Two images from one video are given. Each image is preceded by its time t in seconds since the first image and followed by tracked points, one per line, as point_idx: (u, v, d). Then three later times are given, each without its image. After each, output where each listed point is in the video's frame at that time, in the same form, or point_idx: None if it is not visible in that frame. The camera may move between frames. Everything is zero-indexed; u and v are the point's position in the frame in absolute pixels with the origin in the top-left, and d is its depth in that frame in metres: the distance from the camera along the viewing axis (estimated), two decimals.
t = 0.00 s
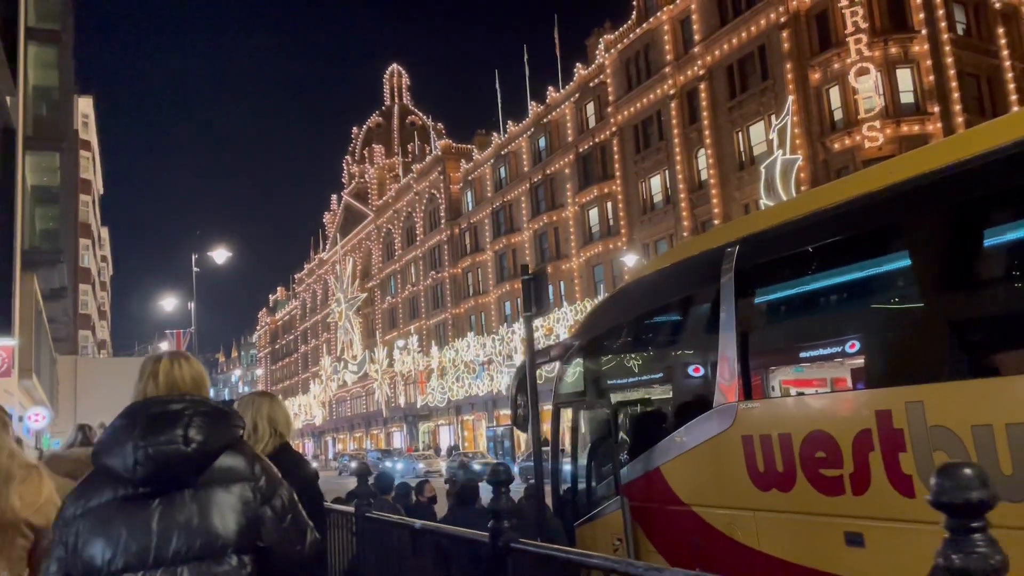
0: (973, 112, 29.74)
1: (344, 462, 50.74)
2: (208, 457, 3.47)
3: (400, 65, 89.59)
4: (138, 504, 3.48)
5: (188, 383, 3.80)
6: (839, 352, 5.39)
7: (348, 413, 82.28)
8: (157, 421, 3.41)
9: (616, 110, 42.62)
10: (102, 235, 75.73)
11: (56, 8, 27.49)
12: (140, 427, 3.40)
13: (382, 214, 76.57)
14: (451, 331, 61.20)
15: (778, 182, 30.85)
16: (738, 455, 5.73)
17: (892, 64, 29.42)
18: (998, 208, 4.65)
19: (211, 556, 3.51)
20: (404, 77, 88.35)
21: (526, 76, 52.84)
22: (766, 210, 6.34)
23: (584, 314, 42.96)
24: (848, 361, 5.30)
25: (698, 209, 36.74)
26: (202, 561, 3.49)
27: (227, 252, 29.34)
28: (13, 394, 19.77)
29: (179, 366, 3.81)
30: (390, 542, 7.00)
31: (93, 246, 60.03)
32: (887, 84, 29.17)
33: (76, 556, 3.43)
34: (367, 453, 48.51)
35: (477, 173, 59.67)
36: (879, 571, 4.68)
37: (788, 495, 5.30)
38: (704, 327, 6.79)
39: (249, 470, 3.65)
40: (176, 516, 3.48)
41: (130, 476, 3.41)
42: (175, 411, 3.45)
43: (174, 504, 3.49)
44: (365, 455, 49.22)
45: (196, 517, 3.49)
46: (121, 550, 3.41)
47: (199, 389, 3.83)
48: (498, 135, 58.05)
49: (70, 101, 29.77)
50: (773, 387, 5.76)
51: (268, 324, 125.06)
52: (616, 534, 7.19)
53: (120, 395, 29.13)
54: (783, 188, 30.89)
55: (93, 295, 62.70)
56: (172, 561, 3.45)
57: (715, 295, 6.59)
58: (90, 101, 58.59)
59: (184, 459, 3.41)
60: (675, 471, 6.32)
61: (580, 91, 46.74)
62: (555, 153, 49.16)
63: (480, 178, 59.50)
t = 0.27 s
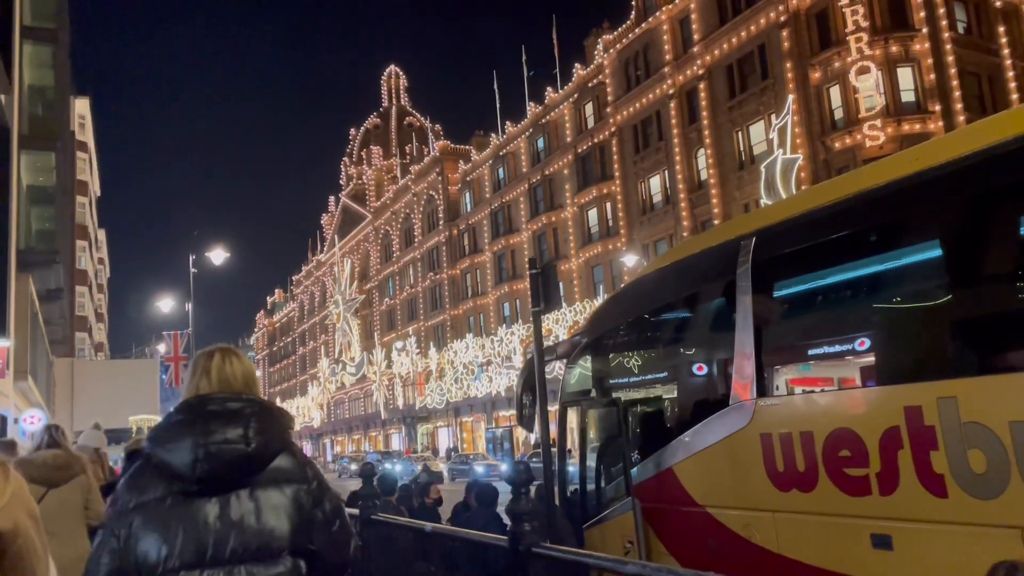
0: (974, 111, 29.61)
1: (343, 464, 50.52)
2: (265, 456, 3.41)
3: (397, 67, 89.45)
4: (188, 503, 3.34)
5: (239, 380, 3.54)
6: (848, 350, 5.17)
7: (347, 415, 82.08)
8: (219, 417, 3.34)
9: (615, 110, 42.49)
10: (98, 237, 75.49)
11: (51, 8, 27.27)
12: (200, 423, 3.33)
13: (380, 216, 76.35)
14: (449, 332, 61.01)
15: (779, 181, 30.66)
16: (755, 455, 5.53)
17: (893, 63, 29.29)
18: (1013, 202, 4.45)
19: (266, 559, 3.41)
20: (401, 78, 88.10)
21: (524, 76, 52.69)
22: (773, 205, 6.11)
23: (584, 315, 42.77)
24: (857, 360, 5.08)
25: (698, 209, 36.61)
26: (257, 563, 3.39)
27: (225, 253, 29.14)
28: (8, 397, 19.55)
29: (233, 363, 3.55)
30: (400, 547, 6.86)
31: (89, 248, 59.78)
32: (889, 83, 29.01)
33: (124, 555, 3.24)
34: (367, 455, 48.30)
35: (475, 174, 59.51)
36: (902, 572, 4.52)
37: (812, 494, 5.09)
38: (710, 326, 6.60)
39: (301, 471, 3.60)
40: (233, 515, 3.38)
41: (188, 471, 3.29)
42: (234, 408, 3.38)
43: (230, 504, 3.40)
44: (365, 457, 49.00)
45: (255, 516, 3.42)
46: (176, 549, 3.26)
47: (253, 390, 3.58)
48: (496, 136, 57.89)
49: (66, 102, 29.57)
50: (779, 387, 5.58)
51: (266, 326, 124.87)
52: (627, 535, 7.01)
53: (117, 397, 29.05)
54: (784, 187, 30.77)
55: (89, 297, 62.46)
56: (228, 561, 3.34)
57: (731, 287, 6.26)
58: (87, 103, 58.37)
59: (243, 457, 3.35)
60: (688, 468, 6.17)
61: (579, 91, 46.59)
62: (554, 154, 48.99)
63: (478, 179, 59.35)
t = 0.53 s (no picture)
0: (976, 110, 29.46)
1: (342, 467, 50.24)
2: (300, 462, 3.40)
3: (395, 68, 89.28)
4: (228, 505, 3.30)
5: (267, 385, 3.60)
6: (859, 351, 5.04)
7: (345, 418, 81.79)
8: (250, 422, 3.29)
9: (615, 110, 42.32)
10: (96, 239, 75.25)
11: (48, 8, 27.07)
12: (231, 428, 3.28)
13: (378, 217, 76.13)
14: (448, 334, 60.75)
15: (780, 181, 30.45)
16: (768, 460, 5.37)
17: (895, 61, 29.14)
18: None
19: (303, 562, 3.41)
20: (399, 80, 87.91)
21: (522, 77, 52.52)
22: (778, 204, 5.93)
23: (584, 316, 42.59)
24: (867, 362, 4.94)
25: (698, 209, 36.42)
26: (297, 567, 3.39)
27: (224, 254, 28.97)
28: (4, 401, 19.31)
29: (258, 368, 3.61)
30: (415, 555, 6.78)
31: (87, 251, 59.45)
32: (890, 82, 28.87)
33: (159, 558, 3.17)
34: (366, 459, 48.03)
35: (474, 176, 59.31)
36: None
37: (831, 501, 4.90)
38: (716, 326, 6.49)
39: (329, 476, 3.61)
40: (268, 520, 3.37)
41: (226, 474, 3.24)
42: (264, 413, 3.35)
43: (265, 508, 3.37)
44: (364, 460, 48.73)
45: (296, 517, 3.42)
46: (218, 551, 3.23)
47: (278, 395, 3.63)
48: (494, 137, 57.70)
49: (62, 102, 29.43)
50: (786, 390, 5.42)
51: (263, 328, 124.60)
52: (639, 542, 6.79)
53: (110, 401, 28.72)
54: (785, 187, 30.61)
55: (87, 300, 62.15)
56: (266, 565, 3.34)
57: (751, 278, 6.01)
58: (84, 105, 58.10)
59: (277, 462, 3.33)
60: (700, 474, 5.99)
61: (578, 92, 46.43)
62: (553, 155, 48.80)
63: (477, 181, 59.15)
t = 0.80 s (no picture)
0: (979, 107, 29.28)
1: (340, 468, 50.02)
2: (290, 471, 3.51)
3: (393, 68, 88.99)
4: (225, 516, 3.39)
5: (253, 398, 3.77)
6: (862, 348, 4.91)
7: (344, 419, 81.57)
8: (240, 433, 3.42)
9: (614, 109, 42.14)
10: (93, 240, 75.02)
11: (43, 6, 26.83)
12: (223, 441, 3.39)
13: (376, 217, 75.89)
14: (447, 334, 60.53)
15: (780, 179, 30.29)
16: (787, 461, 5.16)
17: (897, 58, 28.95)
18: None
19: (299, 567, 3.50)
20: (397, 79, 87.66)
21: (521, 77, 52.32)
22: (786, 198, 5.87)
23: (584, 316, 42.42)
24: (872, 360, 4.81)
25: (699, 208, 36.25)
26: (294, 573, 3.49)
27: (221, 254, 28.74)
28: None
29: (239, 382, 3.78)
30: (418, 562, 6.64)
31: (84, 252, 59.19)
32: (892, 79, 28.69)
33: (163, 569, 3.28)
34: (365, 460, 47.81)
35: (472, 175, 59.12)
36: None
37: (856, 502, 4.69)
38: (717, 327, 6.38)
39: (320, 485, 3.71)
40: (262, 530, 3.43)
41: (223, 483, 3.35)
42: (252, 424, 3.46)
43: (258, 521, 3.44)
44: (363, 461, 48.50)
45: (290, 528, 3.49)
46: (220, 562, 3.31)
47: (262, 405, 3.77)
48: (493, 136, 57.51)
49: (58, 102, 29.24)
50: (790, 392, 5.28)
51: (262, 329, 124.33)
52: (650, 542, 6.59)
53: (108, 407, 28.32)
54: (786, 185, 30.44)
55: (84, 301, 61.90)
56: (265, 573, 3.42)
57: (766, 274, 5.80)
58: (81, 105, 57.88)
59: (268, 472, 3.43)
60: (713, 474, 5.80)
61: (577, 91, 46.26)
62: (552, 154, 48.63)
63: (476, 181, 58.92)
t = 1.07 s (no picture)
0: (979, 105, 29.15)
1: (339, 470, 49.76)
2: (278, 467, 3.36)
3: (390, 70, 88.74)
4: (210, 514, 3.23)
5: (235, 393, 3.57)
6: (870, 347, 4.87)
7: (342, 421, 81.31)
8: (229, 430, 3.27)
9: (613, 109, 42.01)
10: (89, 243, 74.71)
11: (39, 6, 26.61)
12: (209, 438, 3.24)
13: (374, 219, 75.69)
14: (446, 336, 60.32)
15: (781, 179, 30.21)
16: (800, 462, 5.03)
17: (897, 57, 28.83)
18: None
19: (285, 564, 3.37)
20: (395, 81, 87.45)
21: (519, 77, 52.16)
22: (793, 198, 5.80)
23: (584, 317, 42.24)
24: (880, 358, 4.76)
25: (699, 208, 36.11)
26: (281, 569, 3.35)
27: (219, 256, 28.53)
28: None
29: (219, 378, 3.57)
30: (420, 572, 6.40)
31: (81, 254, 58.92)
32: (892, 78, 28.57)
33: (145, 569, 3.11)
34: (364, 462, 47.57)
35: (471, 176, 58.95)
36: None
37: (880, 505, 4.53)
38: (723, 328, 6.41)
39: (304, 481, 3.57)
40: (248, 527, 3.29)
41: (211, 480, 3.20)
42: (240, 420, 3.32)
43: (245, 518, 3.29)
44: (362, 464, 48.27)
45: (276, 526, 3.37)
46: (204, 558, 3.18)
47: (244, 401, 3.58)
48: (491, 137, 57.36)
49: (53, 103, 28.93)
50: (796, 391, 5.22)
51: (259, 332, 124.02)
52: (662, 547, 6.42)
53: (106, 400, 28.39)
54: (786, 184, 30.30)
55: (81, 304, 61.61)
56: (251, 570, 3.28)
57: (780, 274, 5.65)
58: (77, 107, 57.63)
59: (256, 469, 3.28)
60: (726, 477, 5.65)
61: (575, 91, 46.13)
62: (550, 154, 48.47)
63: (474, 182, 58.78)
